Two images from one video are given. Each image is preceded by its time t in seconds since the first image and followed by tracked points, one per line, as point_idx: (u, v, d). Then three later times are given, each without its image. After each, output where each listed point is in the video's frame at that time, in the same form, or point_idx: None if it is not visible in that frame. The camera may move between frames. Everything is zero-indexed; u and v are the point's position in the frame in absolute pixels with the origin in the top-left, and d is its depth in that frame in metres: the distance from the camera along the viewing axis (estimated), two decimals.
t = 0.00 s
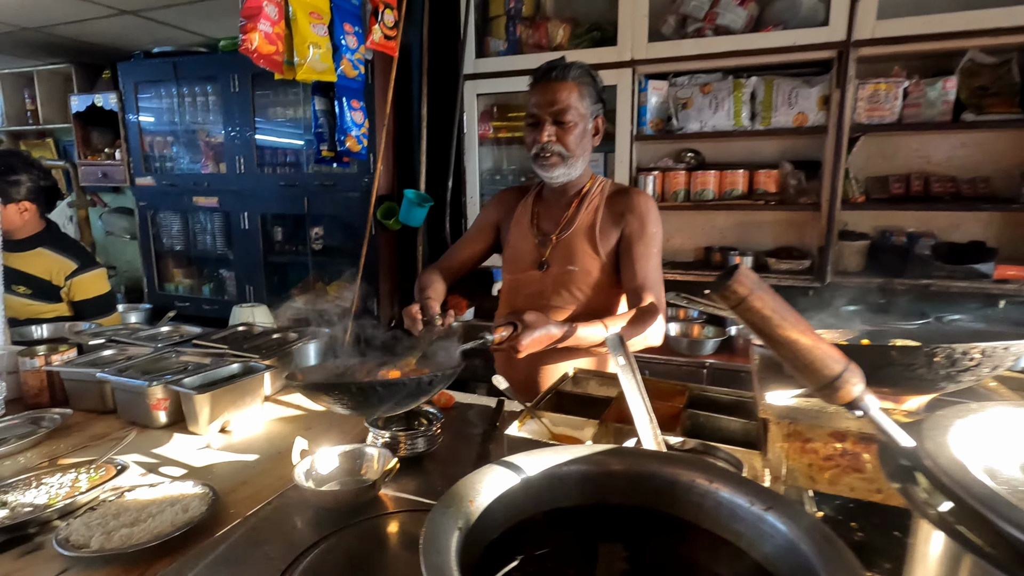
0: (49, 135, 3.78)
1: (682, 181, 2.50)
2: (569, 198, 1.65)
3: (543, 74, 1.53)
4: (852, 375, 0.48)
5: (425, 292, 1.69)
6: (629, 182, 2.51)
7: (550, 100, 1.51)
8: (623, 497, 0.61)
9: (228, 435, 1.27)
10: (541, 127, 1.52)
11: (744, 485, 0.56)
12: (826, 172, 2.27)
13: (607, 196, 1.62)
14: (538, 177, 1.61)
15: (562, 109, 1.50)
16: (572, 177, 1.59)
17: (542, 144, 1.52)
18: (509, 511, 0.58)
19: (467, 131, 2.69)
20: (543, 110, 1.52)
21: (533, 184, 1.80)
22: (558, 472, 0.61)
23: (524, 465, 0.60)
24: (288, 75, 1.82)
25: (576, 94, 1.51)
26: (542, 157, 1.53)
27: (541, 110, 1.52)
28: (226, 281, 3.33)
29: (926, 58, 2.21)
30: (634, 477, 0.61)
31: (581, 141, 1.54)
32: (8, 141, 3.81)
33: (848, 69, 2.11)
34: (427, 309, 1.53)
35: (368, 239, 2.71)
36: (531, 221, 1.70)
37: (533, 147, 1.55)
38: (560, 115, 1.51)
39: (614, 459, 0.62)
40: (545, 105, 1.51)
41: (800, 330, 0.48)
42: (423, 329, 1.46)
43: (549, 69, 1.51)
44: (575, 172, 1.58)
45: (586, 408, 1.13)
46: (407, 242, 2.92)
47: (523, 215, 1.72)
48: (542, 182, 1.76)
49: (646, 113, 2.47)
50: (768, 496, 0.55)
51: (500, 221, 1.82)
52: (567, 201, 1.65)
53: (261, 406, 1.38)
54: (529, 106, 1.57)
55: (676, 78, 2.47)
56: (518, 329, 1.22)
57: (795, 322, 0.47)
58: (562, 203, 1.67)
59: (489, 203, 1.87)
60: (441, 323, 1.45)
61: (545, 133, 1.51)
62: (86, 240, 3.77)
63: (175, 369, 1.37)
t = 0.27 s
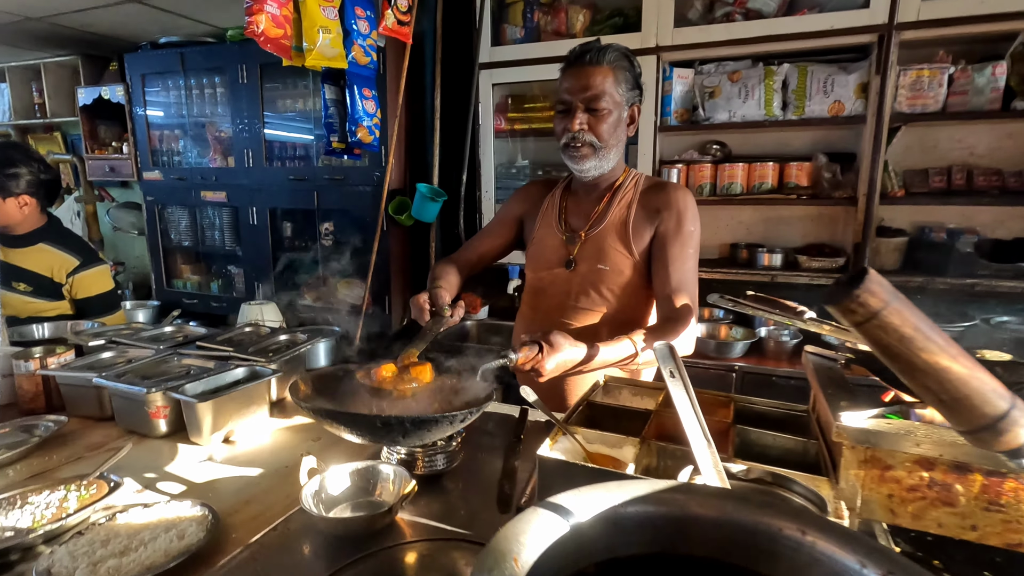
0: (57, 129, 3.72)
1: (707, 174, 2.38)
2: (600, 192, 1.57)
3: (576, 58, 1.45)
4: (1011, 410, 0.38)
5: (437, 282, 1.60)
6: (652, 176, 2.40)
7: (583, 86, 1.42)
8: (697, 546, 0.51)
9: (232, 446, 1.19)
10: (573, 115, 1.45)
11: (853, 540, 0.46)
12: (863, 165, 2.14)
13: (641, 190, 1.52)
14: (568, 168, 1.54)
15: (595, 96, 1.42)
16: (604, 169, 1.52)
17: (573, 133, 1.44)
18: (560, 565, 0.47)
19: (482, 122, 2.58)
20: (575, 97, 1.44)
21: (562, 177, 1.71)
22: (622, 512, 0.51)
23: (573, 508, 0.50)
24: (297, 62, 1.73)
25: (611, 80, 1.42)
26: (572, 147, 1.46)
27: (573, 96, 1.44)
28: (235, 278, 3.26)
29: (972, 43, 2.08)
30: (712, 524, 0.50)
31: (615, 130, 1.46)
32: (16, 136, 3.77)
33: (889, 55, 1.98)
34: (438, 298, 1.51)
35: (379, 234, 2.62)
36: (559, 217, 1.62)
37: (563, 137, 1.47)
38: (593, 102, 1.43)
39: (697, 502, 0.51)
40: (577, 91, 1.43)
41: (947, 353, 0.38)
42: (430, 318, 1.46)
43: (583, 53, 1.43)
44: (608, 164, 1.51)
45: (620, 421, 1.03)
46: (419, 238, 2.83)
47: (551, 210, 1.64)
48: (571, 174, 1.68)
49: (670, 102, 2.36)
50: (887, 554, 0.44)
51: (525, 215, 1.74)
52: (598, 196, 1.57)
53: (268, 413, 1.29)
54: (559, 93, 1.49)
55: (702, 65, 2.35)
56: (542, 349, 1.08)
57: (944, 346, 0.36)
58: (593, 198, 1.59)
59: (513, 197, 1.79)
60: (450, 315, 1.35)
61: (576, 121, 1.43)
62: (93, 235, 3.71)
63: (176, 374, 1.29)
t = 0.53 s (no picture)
0: (51, 124, 3.64)
1: (721, 170, 2.28)
2: (613, 187, 1.48)
3: (589, 46, 1.35)
4: None
5: (440, 270, 1.52)
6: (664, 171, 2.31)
7: (596, 77, 1.33)
8: None
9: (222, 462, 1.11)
10: (585, 108, 1.36)
11: None
12: (885, 160, 2.05)
13: (656, 186, 1.43)
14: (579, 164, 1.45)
15: (609, 89, 1.33)
16: (618, 166, 1.43)
17: (586, 128, 1.35)
18: None
19: (486, 116, 2.49)
20: (587, 89, 1.35)
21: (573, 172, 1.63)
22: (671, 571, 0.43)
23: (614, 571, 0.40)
24: (293, 51, 1.65)
25: (626, 71, 1.33)
26: (584, 143, 1.37)
27: (585, 89, 1.35)
28: (232, 276, 3.18)
29: (1001, 31, 1.98)
30: None
31: (630, 125, 1.37)
32: (9, 131, 3.68)
33: (915, 44, 1.88)
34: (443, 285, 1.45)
35: (380, 232, 2.54)
36: (569, 212, 1.54)
37: (574, 132, 1.39)
38: (607, 95, 1.34)
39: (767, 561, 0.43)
40: (590, 83, 1.34)
41: None
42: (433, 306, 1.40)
43: (597, 41, 1.33)
44: (622, 161, 1.42)
45: (642, 439, 0.95)
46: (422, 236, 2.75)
47: (562, 204, 1.56)
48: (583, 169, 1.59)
49: (683, 95, 2.26)
50: None
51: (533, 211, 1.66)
52: (611, 191, 1.49)
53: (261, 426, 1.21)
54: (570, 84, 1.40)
55: (716, 56, 2.26)
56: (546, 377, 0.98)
57: None
58: (605, 194, 1.50)
59: (522, 191, 1.70)
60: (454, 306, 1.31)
61: (589, 115, 1.34)
62: (89, 233, 3.63)
63: (164, 384, 1.21)
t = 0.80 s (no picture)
0: (39, 114, 3.53)
1: (734, 159, 2.22)
2: (630, 175, 1.41)
3: (608, 27, 1.28)
4: None
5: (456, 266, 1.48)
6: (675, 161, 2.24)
7: (615, 59, 1.26)
8: None
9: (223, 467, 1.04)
10: (604, 93, 1.29)
11: None
12: (904, 149, 1.99)
13: (674, 174, 1.36)
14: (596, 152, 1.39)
15: (629, 72, 1.26)
16: (636, 154, 1.36)
17: (604, 113, 1.29)
18: None
19: (491, 105, 2.41)
20: (605, 72, 1.28)
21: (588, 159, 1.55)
22: None
23: None
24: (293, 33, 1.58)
25: (647, 53, 1.26)
26: (602, 129, 1.30)
27: (604, 72, 1.28)
28: (229, 271, 3.10)
29: None
30: None
31: (650, 111, 1.30)
32: None
33: (938, 27, 1.81)
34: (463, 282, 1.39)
35: (381, 225, 2.46)
36: (583, 199, 1.47)
37: (592, 118, 1.32)
38: (627, 79, 1.27)
39: None
40: (609, 66, 1.27)
41: None
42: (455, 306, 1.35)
43: (617, 21, 1.26)
44: (641, 148, 1.35)
45: (675, 443, 0.89)
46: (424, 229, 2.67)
47: (576, 191, 1.49)
48: (599, 156, 1.52)
49: (694, 82, 2.19)
50: None
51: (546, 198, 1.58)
52: (627, 179, 1.41)
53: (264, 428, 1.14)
54: (587, 67, 1.33)
55: (729, 42, 2.18)
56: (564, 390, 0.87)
57: None
58: (621, 181, 1.43)
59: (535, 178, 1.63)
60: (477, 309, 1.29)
61: (608, 100, 1.27)
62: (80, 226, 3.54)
63: (159, 384, 1.14)
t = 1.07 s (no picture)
0: (26, 104, 3.42)
1: (746, 150, 2.18)
2: (653, 163, 1.36)
3: (634, 9, 1.23)
4: None
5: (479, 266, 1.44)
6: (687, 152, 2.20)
7: (642, 42, 1.21)
8: None
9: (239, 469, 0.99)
10: (630, 78, 1.24)
11: None
12: (921, 139, 1.96)
13: (699, 162, 1.31)
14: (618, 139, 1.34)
15: (657, 55, 1.21)
16: (661, 141, 1.31)
17: (630, 98, 1.24)
18: None
19: (498, 93, 2.36)
20: (631, 56, 1.23)
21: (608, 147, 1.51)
22: None
23: None
24: (300, 15, 1.51)
25: (675, 36, 1.21)
26: (627, 115, 1.25)
27: (630, 56, 1.23)
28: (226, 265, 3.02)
29: None
30: None
31: (677, 96, 1.26)
32: None
33: (959, 15, 1.78)
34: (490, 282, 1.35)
35: (385, 217, 2.40)
36: (604, 189, 1.42)
37: (616, 103, 1.27)
38: (654, 63, 1.22)
39: None
40: (635, 49, 1.22)
41: None
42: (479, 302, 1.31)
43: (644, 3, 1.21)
44: (666, 135, 1.30)
45: (720, 441, 0.85)
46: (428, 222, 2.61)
47: (597, 180, 1.44)
48: (619, 145, 1.47)
49: (707, 71, 2.15)
50: None
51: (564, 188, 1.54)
52: (651, 167, 1.37)
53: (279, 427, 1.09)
54: (611, 52, 1.28)
55: (742, 30, 2.14)
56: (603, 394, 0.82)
57: None
58: (644, 170, 1.38)
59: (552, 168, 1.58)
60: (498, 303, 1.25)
61: (634, 85, 1.22)
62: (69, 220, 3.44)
63: (169, 382, 1.08)
